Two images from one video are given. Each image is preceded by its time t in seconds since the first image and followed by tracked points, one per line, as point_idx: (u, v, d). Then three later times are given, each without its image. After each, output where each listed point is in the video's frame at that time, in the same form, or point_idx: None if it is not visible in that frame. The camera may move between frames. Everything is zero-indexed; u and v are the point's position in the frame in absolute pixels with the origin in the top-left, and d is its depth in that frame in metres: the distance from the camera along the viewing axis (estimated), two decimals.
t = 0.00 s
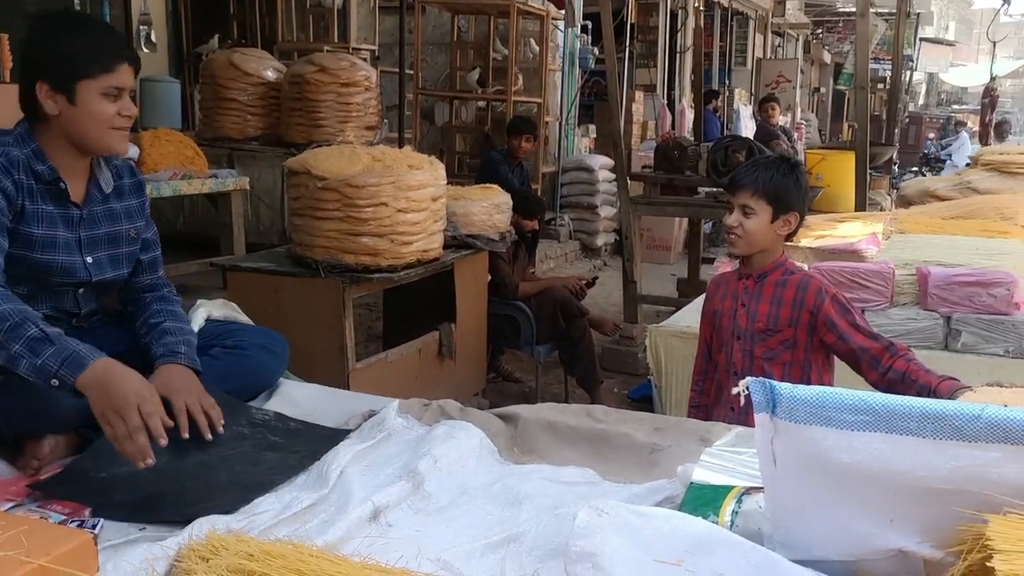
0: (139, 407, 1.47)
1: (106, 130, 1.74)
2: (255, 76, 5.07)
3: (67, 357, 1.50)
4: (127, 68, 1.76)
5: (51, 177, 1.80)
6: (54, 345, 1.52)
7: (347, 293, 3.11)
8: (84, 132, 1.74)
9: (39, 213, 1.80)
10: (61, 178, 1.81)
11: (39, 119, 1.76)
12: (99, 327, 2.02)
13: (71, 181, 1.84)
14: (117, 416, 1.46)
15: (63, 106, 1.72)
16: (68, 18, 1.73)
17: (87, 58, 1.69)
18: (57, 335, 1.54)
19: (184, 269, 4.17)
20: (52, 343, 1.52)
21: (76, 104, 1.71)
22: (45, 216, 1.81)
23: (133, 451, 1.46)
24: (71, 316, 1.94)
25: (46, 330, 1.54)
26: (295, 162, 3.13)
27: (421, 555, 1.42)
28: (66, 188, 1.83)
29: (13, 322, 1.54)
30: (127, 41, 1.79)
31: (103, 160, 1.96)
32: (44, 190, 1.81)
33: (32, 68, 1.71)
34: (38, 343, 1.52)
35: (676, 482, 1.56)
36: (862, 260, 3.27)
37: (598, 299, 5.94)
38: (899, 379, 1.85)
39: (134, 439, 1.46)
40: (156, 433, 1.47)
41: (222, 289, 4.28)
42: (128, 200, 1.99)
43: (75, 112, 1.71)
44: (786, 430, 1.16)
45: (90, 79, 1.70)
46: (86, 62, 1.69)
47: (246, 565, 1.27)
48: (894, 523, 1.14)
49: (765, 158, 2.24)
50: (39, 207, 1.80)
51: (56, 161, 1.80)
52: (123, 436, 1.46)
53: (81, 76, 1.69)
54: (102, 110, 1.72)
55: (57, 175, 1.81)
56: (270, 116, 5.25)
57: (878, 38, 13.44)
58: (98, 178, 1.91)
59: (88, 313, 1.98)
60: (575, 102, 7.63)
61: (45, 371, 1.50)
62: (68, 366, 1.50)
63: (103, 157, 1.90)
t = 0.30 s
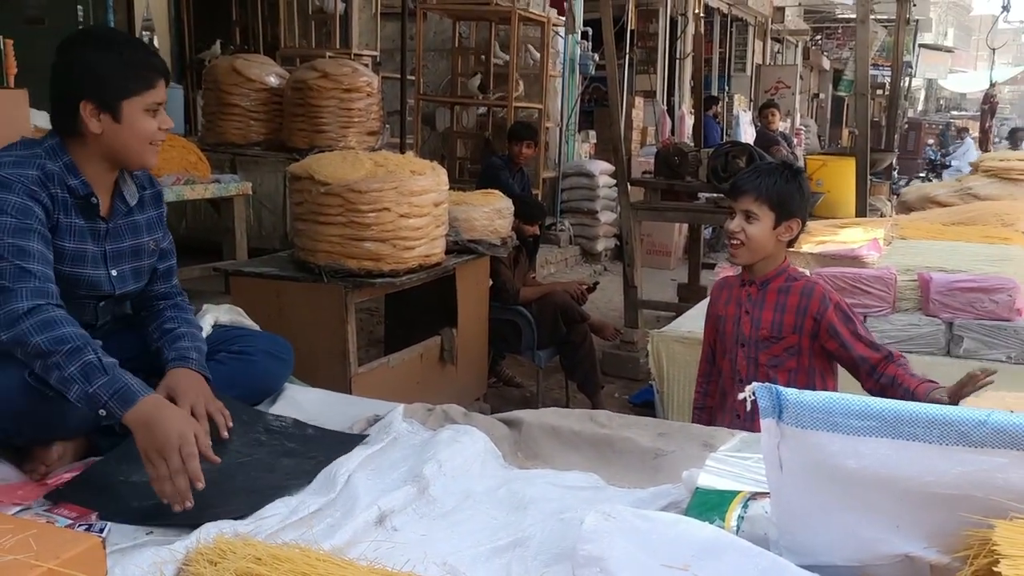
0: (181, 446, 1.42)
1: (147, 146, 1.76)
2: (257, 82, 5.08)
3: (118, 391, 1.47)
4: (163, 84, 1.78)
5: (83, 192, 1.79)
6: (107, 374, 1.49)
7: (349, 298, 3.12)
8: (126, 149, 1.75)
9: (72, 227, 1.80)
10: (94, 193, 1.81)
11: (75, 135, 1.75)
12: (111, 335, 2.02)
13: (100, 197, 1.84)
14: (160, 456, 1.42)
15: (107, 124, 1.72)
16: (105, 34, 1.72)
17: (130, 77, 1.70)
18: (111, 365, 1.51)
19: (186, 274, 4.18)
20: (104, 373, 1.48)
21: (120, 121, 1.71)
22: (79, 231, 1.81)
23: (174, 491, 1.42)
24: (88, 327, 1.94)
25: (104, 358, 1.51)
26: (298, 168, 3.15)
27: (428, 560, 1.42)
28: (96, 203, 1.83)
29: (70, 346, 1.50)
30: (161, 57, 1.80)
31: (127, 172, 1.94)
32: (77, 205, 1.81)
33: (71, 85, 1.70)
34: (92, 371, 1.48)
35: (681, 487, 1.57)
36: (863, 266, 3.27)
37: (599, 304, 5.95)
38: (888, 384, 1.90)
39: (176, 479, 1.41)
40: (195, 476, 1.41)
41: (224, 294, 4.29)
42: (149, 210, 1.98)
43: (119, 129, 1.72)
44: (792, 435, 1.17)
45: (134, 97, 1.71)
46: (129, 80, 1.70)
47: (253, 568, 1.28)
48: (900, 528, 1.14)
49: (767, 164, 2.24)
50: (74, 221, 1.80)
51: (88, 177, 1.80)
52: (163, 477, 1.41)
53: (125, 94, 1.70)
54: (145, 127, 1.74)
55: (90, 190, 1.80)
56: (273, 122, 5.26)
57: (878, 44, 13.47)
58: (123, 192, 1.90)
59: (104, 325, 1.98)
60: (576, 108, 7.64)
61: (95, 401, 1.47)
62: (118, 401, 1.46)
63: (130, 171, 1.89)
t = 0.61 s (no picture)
0: (211, 470, 1.48)
1: (183, 154, 1.79)
2: (285, 91, 5.14)
3: (152, 403, 1.51)
4: (198, 93, 1.80)
5: (123, 200, 1.82)
6: (143, 386, 1.52)
7: (376, 305, 3.14)
8: (163, 157, 1.78)
9: (112, 233, 1.83)
10: (132, 200, 1.84)
11: (114, 144, 1.79)
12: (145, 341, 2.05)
13: (138, 204, 1.87)
14: (189, 476, 1.48)
15: (145, 133, 1.75)
16: (142, 46, 1.76)
17: (167, 87, 1.73)
18: (147, 376, 1.55)
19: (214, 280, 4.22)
20: (141, 384, 1.53)
21: (158, 130, 1.74)
22: (117, 237, 1.84)
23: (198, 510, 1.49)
24: (126, 335, 1.97)
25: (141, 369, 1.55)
26: (325, 176, 3.17)
27: (459, 565, 1.43)
28: (135, 210, 1.85)
29: (108, 352, 1.54)
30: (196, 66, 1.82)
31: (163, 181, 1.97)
32: (116, 212, 1.84)
33: (109, 96, 1.73)
34: (129, 381, 1.52)
35: (711, 495, 1.56)
36: (892, 273, 3.24)
37: (623, 311, 5.93)
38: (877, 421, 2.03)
39: (201, 500, 1.48)
40: (220, 500, 1.49)
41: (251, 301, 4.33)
42: (184, 219, 2.01)
43: (156, 138, 1.75)
44: (826, 444, 1.16)
45: (171, 107, 1.73)
46: (165, 90, 1.73)
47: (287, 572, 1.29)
48: (935, 537, 1.13)
49: (796, 174, 2.23)
50: (113, 228, 1.83)
51: (127, 185, 1.83)
52: (189, 495, 1.48)
53: (162, 104, 1.73)
54: (181, 135, 1.76)
55: (128, 198, 1.83)
56: (300, 130, 5.30)
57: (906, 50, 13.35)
58: (159, 200, 1.93)
59: (140, 333, 2.01)
60: (600, 115, 7.64)
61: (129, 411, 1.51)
62: (151, 411, 1.50)
63: (166, 180, 1.92)
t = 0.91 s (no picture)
0: (248, 480, 1.50)
1: (225, 163, 1.82)
2: (325, 99, 5.20)
3: (195, 411, 1.54)
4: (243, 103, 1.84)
5: (171, 207, 1.86)
6: (187, 393, 1.56)
7: (414, 311, 3.17)
8: (207, 165, 1.82)
9: (160, 240, 1.86)
10: (179, 207, 1.87)
11: (160, 151, 1.83)
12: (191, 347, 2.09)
13: (186, 210, 1.91)
14: (225, 483, 1.50)
15: (190, 141, 1.79)
16: (189, 56, 1.80)
17: (212, 97, 1.77)
18: (192, 384, 1.58)
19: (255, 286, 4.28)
20: (186, 391, 1.56)
21: (202, 138, 1.78)
22: (165, 243, 1.87)
23: (236, 518, 1.51)
24: (173, 340, 2.03)
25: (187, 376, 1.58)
26: (365, 183, 3.21)
27: (499, 571, 1.43)
28: (181, 217, 1.88)
29: (157, 359, 1.58)
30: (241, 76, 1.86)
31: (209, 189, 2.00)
32: (164, 219, 1.87)
33: (156, 103, 1.78)
34: (174, 387, 1.55)
35: (755, 503, 1.55)
36: (938, 280, 3.18)
37: (661, 318, 5.90)
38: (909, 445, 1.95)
39: (239, 508, 1.50)
40: (257, 508, 1.51)
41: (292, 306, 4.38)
42: (228, 225, 2.04)
43: (201, 146, 1.79)
44: (874, 452, 1.15)
45: (215, 115, 1.77)
46: (210, 99, 1.76)
47: None
48: (985, 550, 1.10)
49: (833, 179, 2.22)
50: (161, 235, 1.86)
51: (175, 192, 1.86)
52: (226, 503, 1.49)
53: (206, 112, 1.77)
54: (225, 143, 1.80)
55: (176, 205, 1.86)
56: (339, 137, 5.36)
57: (950, 53, 13.12)
58: (205, 207, 1.96)
59: (186, 337, 2.08)
60: (637, 121, 7.62)
61: (172, 415, 1.54)
62: (193, 418, 1.53)
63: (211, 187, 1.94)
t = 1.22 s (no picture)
0: (272, 482, 1.48)
1: (224, 175, 1.79)
2: (343, 100, 5.22)
3: (217, 409, 1.50)
4: (254, 117, 1.78)
5: (193, 213, 1.87)
6: (206, 391, 1.52)
7: (433, 311, 3.17)
8: (205, 173, 1.81)
9: (184, 246, 1.88)
10: (202, 214, 1.88)
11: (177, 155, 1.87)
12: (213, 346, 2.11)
13: (209, 217, 1.92)
14: (249, 483, 1.47)
15: (189, 147, 1.80)
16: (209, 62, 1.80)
17: (214, 107, 1.74)
18: (211, 381, 1.54)
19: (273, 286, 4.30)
20: (205, 390, 1.52)
21: (198, 147, 1.78)
22: (189, 249, 1.89)
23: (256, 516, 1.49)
24: (194, 342, 2.04)
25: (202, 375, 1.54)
26: (383, 183, 3.22)
27: (517, 572, 1.42)
28: (205, 223, 1.90)
29: (171, 360, 1.54)
30: (259, 89, 1.80)
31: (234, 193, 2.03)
32: (188, 225, 1.88)
33: (172, 107, 1.80)
34: (192, 386, 1.52)
35: (775, 505, 1.54)
36: (960, 281, 3.15)
37: (679, 320, 5.88)
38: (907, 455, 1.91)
39: (260, 508, 1.48)
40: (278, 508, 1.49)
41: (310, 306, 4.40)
42: (253, 228, 2.07)
43: (198, 154, 1.79)
44: (895, 452, 1.14)
45: (213, 126, 1.75)
46: (212, 110, 1.74)
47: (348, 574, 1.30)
48: (1010, 552, 1.09)
49: (867, 179, 2.20)
50: (184, 241, 1.87)
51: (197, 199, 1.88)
52: (248, 503, 1.47)
53: (207, 122, 1.75)
54: (220, 155, 1.77)
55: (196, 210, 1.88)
56: (357, 139, 5.38)
57: (972, 53, 13.00)
58: (230, 212, 1.98)
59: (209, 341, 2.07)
60: (655, 121, 7.59)
61: (191, 415, 1.51)
62: (214, 414, 1.50)
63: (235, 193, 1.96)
